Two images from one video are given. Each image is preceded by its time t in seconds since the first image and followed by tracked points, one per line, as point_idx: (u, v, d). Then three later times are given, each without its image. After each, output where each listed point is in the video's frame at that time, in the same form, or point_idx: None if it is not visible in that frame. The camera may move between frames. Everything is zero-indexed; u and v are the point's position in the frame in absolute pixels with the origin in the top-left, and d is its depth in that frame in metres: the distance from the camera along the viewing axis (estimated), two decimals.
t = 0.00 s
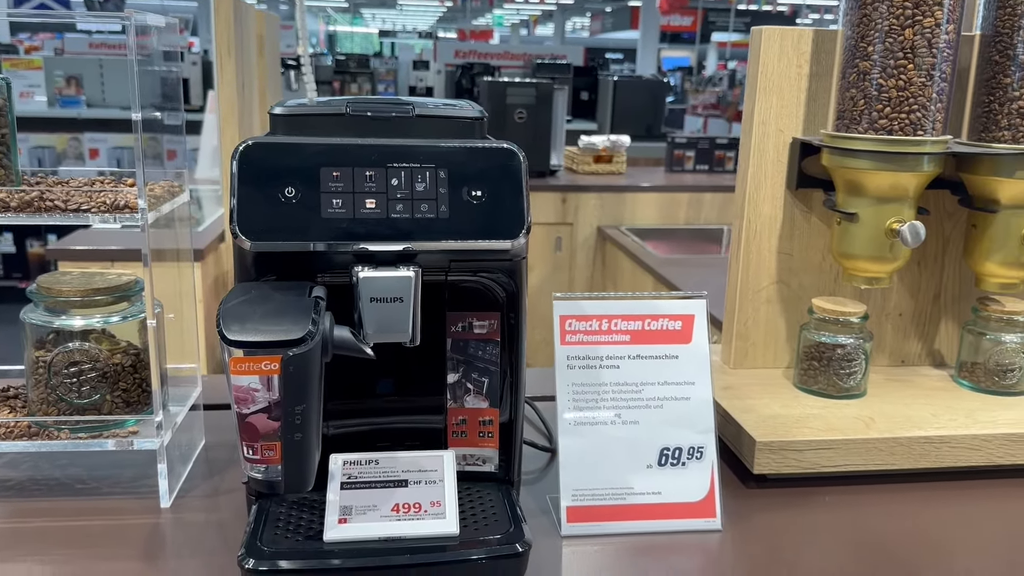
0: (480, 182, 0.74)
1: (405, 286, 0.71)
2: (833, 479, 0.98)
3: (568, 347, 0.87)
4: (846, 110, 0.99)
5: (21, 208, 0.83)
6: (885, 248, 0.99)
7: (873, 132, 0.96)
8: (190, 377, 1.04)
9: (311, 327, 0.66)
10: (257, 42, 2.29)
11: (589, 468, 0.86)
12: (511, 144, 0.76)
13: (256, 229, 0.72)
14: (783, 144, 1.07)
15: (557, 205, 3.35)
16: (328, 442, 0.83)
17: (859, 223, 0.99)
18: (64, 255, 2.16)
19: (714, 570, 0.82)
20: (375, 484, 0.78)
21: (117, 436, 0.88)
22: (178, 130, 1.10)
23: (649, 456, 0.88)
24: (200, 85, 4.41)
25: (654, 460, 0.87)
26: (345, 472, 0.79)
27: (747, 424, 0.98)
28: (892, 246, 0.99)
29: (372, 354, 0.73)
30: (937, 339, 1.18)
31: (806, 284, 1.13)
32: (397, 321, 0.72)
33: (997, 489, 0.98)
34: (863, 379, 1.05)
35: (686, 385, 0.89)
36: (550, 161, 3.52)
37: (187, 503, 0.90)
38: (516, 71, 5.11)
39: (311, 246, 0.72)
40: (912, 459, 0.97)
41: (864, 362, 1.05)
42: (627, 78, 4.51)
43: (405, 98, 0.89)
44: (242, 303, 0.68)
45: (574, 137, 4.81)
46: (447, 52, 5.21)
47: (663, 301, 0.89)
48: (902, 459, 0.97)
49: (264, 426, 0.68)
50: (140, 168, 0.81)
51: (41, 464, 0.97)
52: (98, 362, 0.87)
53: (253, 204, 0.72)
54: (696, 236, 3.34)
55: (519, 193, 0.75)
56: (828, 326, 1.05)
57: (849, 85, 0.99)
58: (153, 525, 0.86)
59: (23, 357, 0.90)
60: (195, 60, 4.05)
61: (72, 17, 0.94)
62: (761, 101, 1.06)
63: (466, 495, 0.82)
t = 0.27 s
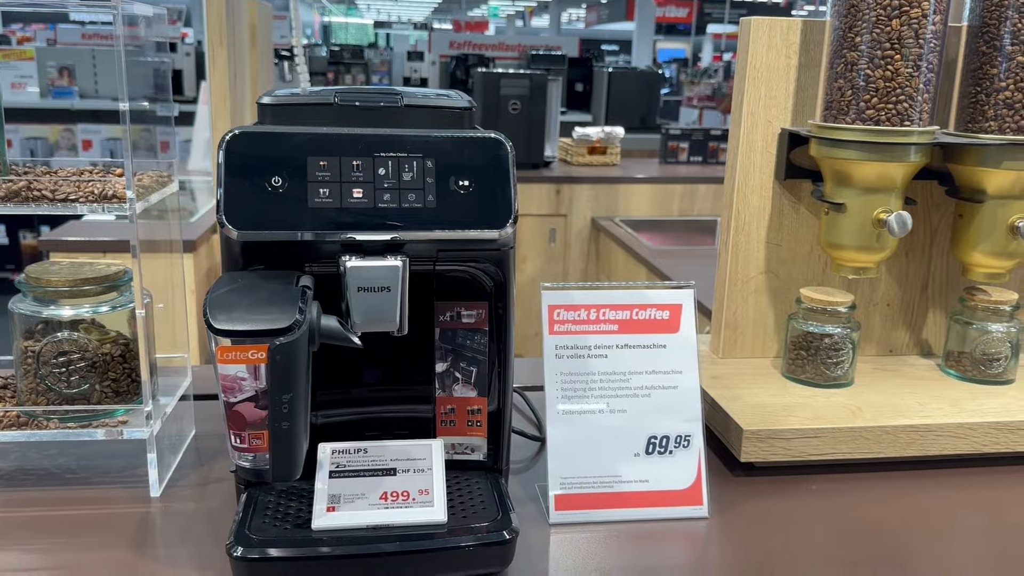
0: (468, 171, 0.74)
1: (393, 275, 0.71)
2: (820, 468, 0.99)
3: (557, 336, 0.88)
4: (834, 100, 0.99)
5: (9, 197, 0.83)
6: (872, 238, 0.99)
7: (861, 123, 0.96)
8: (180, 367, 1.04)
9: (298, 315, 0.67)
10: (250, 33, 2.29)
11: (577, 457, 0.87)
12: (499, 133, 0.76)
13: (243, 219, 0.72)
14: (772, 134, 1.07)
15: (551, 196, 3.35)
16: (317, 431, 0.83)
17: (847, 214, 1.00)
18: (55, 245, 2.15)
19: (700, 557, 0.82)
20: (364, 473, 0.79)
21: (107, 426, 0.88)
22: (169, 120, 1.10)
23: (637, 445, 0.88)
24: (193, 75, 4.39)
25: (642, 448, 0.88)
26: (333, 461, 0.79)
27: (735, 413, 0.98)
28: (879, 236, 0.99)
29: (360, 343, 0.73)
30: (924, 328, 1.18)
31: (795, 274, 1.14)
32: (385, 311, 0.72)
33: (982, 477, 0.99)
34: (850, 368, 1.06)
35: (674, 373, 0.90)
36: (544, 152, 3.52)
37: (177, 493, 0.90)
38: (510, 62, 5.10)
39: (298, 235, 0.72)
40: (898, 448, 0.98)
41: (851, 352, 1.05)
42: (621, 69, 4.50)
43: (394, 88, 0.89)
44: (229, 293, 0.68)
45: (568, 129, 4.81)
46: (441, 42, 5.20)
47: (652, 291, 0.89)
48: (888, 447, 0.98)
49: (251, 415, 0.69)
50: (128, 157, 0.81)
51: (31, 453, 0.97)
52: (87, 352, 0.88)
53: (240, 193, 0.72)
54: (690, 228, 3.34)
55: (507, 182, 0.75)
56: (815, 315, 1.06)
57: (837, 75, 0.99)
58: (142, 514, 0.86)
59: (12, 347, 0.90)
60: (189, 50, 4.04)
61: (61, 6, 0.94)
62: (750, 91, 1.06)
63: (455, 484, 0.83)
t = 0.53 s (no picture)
0: (464, 159, 0.75)
1: (389, 263, 0.72)
2: (814, 455, 1.00)
3: (552, 324, 0.88)
4: (829, 89, 0.99)
5: (5, 184, 0.83)
6: (867, 227, 1.00)
7: (856, 111, 0.97)
8: (176, 355, 1.04)
9: (295, 302, 0.67)
10: (245, 23, 2.28)
11: (572, 444, 0.87)
12: (495, 121, 0.76)
13: (239, 205, 0.72)
14: (767, 123, 1.08)
15: (546, 186, 3.35)
16: (313, 419, 0.83)
17: (841, 202, 1.00)
18: (50, 236, 2.15)
19: (695, 543, 0.83)
20: (360, 459, 0.79)
21: (104, 413, 0.88)
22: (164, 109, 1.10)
23: (632, 432, 0.88)
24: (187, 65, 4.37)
25: (637, 435, 0.88)
26: (330, 448, 0.80)
27: (730, 400, 0.99)
28: (873, 225, 1.00)
29: (357, 330, 0.73)
30: (919, 317, 1.19)
31: (790, 263, 1.14)
32: (381, 298, 0.72)
33: (975, 464, 0.99)
34: (844, 357, 1.07)
35: (669, 361, 0.90)
36: (540, 143, 3.52)
37: (174, 480, 0.91)
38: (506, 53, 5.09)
39: (294, 223, 0.73)
40: (891, 435, 0.98)
41: (846, 340, 1.06)
42: (617, 60, 4.50)
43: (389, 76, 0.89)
44: (226, 280, 0.69)
45: (564, 120, 4.80)
46: (437, 33, 5.18)
47: (647, 279, 0.90)
48: (882, 435, 0.98)
49: (247, 401, 0.69)
50: (124, 144, 0.81)
51: (28, 442, 0.97)
52: (84, 340, 0.88)
53: (236, 180, 0.72)
54: (686, 219, 3.35)
55: (503, 170, 0.75)
56: (809, 304, 1.06)
57: (832, 64, 0.99)
58: (140, 501, 0.86)
59: (9, 335, 0.90)
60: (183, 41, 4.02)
61: None
62: (745, 80, 1.06)
63: (451, 471, 0.83)
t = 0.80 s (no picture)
0: (481, 144, 0.75)
1: (407, 248, 0.72)
2: (825, 441, 1.00)
3: (566, 310, 0.89)
4: (841, 76, 1.00)
5: (22, 170, 0.84)
6: (877, 214, 1.00)
7: (867, 98, 0.98)
8: (190, 342, 1.05)
9: (315, 286, 0.67)
10: (251, 13, 2.28)
11: (586, 429, 0.88)
12: (511, 107, 0.76)
13: (259, 191, 0.72)
14: (778, 111, 1.08)
15: (550, 177, 3.35)
16: (330, 404, 0.84)
17: (852, 189, 1.01)
18: (57, 225, 2.16)
19: (708, 526, 0.84)
20: (377, 443, 0.80)
21: (121, 398, 0.89)
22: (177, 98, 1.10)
23: (645, 417, 0.89)
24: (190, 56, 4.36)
25: (650, 420, 0.89)
26: (347, 432, 0.80)
27: (741, 386, 0.99)
28: (884, 212, 1.00)
29: (375, 314, 0.74)
30: (928, 305, 1.20)
31: (800, 250, 1.14)
32: (399, 283, 0.73)
33: (984, 450, 1.00)
34: (854, 344, 1.07)
35: (682, 347, 0.91)
36: (544, 134, 3.52)
37: (191, 465, 0.91)
38: (509, 44, 5.08)
39: (313, 208, 0.73)
40: (902, 421, 0.99)
41: (856, 327, 1.06)
42: (620, 51, 4.49)
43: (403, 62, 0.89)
44: (246, 264, 0.69)
45: (567, 111, 4.80)
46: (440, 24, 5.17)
47: (660, 265, 0.90)
48: (893, 421, 0.99)
49: (269, 383, 0.70)
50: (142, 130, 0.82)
51: (45, 427, 0.98)
52: (101, 326, 0.89)
53: (255, 166, 0.72)
54: (691, 210, 3.36)
55: (519, 156, 0.76)
56: (820, 291, 1.07)
57: (844, 51, 1.00)
58: (157, 485, 0.87)
59: (26, 321, 0.91)
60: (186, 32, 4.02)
61: None
62: (757, 67, 1.06)
63: (467, 455, 0.84)
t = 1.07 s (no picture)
0: (498, 135, 0.75)
1: (425, 238, 0.72)
2: (840, 432, 1.00)
3: (581, 301, 0.89)
4: (858, 66, 0.99)
5: (39, 161, 0.84)
6: (893, 205, 1.00)
7: (883, 89, 0.98)
8: (204, 333, 1.05)
9: (334, 277, 0.67)
10: (258, 4, 2.28)
11: (602, 420, 0.88)
12: (528, 96, 0.76)
13: (277, 180, 0.72)
14: (792, 101, 1.08)
15: (557, 169, 3.34)
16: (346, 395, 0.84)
17: (868, 180, 1.00)
18: (66, 217, 2.16)
19: (724, 517, 0.84)
20: (394, 433, 0.80)
21: (137, 388, 0.89)
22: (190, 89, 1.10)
23: (661, 408, 0.89)
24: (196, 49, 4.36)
25: (666, 412, 0.89)
26: (364, 422, 0.81)
27: (756, 378, 0.99)
28: (900, 203, 1.00)
29: (392, 304, 0.74)
30: (941, 296, 1.19)
31: (813, 242, 1.14)
32: (417, 274, 0.73)
33: (999, 442, 1.00)
34: (869, 335, 1.07)
35: (697, 338, 0.90)
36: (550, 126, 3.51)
37: (206, 455, 0.92)
38: (515, 36, 5.07)
39: (330, 199, 0.73)
40: (917, 412, 0.99)
41: (870, 319, 1.06)
42: (626, 43, 4.48)
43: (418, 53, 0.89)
44: (265, 254, 0.69)
45: (573, 103, 4.79)
46: (445, 16, 5.16)
47: (675, 256, 0.90)
48: (908, 412, 0.99)
49: (288, 374, 0.70)
50: (159, 121, 0.82)
51: (60, 417, 0.98)
52: (117, 316, 0.89)
53: (274, 155, 0.72)
54: (698, 203, 3.35)
55: (537, 146, 0.75)
56: (834, 282, 1.07)
57: (860, 41, 0.99)
58: (174, 475, 0.87)
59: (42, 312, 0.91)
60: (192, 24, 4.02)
61: None
62: (772, 58, 1.06)
63: (483, 446, 0.84)
